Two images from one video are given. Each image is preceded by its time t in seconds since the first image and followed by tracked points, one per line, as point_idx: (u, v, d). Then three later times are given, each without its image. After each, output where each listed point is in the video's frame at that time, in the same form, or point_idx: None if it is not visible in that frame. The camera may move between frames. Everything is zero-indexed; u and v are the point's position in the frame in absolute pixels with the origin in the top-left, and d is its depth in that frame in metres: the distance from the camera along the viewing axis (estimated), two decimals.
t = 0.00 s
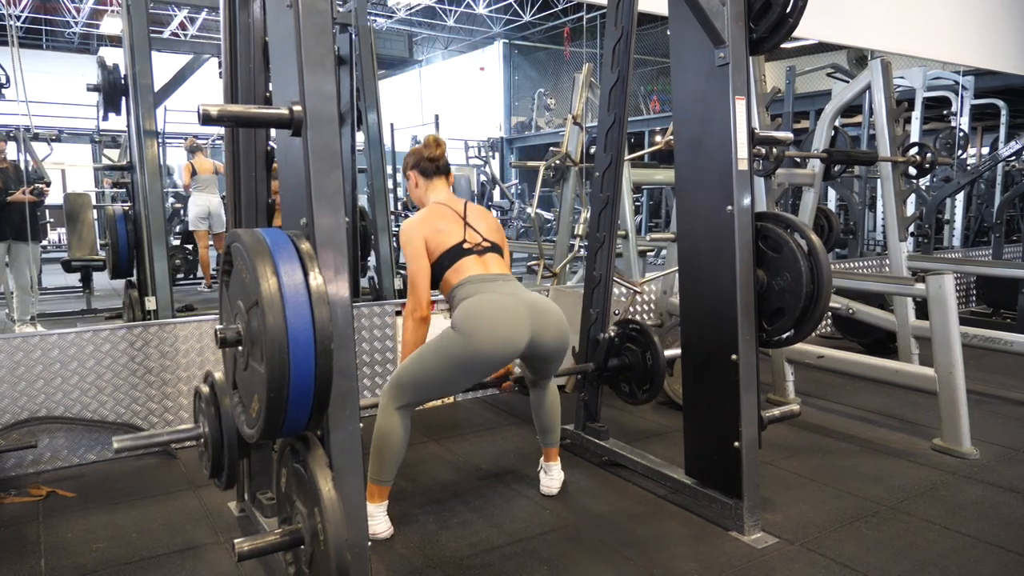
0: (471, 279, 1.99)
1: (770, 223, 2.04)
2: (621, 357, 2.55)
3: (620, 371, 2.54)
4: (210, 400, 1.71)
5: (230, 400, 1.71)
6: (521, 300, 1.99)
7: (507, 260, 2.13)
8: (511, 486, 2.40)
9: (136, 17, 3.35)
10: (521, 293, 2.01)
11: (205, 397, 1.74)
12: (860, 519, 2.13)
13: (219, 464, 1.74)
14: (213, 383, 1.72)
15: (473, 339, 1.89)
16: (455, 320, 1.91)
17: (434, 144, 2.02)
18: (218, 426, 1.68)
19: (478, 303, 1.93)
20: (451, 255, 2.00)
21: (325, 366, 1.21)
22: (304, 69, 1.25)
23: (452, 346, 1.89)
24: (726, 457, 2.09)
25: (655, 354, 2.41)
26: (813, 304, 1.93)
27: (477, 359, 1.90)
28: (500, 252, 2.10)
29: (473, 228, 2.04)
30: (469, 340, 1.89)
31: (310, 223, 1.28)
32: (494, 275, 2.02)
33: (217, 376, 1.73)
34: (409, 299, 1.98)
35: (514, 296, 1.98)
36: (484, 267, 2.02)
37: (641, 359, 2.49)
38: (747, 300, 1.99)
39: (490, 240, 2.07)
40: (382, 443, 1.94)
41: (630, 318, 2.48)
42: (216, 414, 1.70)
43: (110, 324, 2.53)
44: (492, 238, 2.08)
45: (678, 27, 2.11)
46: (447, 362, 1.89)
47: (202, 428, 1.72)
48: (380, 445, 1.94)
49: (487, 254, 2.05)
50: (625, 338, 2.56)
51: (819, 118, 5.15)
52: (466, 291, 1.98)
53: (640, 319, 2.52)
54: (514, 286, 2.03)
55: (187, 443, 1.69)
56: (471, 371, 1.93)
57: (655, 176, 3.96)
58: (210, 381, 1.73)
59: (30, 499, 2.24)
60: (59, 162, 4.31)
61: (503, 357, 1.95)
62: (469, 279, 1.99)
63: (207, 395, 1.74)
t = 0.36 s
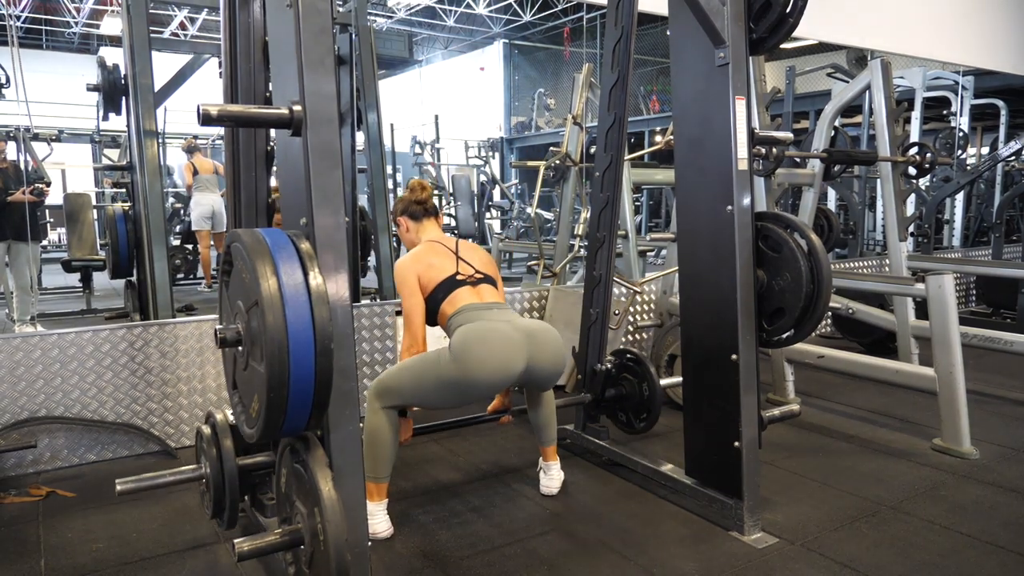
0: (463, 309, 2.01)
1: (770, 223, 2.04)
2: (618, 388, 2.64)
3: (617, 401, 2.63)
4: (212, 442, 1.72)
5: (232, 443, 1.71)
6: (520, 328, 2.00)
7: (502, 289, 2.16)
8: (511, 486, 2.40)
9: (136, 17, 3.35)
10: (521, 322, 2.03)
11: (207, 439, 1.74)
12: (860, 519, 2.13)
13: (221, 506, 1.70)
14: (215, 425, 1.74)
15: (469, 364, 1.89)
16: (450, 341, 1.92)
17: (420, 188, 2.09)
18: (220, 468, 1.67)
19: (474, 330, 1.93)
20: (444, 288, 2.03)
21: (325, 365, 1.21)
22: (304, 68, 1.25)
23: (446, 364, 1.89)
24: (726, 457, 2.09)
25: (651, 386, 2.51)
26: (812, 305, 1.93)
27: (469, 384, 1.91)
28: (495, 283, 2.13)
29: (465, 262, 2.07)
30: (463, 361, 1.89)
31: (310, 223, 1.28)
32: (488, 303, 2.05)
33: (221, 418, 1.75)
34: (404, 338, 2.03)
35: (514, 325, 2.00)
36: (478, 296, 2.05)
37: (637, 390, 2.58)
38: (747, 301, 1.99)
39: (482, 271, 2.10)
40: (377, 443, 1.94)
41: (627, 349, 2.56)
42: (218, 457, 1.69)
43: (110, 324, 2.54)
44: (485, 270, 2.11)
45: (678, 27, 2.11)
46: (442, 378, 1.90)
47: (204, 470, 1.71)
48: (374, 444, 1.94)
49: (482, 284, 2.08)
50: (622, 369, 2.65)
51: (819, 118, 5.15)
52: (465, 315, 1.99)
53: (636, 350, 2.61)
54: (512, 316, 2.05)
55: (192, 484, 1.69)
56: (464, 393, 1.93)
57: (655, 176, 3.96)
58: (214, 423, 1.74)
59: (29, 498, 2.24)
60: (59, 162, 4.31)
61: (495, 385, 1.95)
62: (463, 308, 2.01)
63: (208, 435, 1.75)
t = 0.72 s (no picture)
0: (465, 317, 2.00)
1: (771, 223, 2.04)
2: (618, 394, 2.67)
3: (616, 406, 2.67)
4: (211, 452, 1.76)
5: (232, 451, 1.76)
6: (521, 339, 2.00)
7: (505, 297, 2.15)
8: (511, 486, 2.40)
9: (136, 17, 3.35)
10: (523, 331, 2.03)
11: (207, 449, 1.78)
12: (860, 519, 2.13)
13: (222, 514, 1.75)
14: (215, 434, 1.78)
15: (468, 372, 1.89)
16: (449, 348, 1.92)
17: (421, 196, 2.10)
18: (221, 477, 1.72)
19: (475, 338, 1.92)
20: (447, 296, 2.03)
21: (325, 364, 1.21)
22: (304, 67, 1.25)
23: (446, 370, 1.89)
24: (726, 456, 2.09)
25: (652, 394, 2.56)
26: (812, 305, 1.93)
27: (468, 392, 1.91)
28: (497, 290, 2.12)
29: (467, 269, 2.07)
30: (463, 369, 1.88)
31: (309, 223, 1.28)
32: (490, 310, 2.04)
33: (220, 427, 1.80)
34: (404, 346, 2.03)
35: (515, 336, 2.00)
36: (480, 303, 2.04)
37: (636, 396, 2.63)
38: (747, 300, 1.98)
39: (485, 279, 2.10)
40: (375, 443, 1.94)
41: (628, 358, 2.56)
42: (218, 466, 1.74)
43: (110, 324, 2.54)
44: (488, 278, 2.11)
45: (677, 26, 2.11)
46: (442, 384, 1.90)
47: (205, 479, 1.76)
48: (372, 444, 1.94)
49: (484, 292, 2.07)
50: (621, 375, 2.68)
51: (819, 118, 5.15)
52: (472, 322, 1.98)
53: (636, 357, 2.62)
54: (514, 324, 2.04)
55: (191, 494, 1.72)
56: (463, 402, 1.94)
57: (655, 176, 3.96)
58: (213, 433, 1.79)
59: (29, 498, 2.24)
60: (59, 161, 4.31)
61: (494, 394, 1.95)
62: (465, 316, 2.00)
63: (208, 445, 1.79)
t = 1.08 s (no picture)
0: (467, 276, 1.99)
1: (769, 223, 2.05)
2: (619, 358, 2.58)
3: (618, 371, 2.57)
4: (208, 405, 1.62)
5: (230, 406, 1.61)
6: (518, 299, 1.99)
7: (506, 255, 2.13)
8: (510, 486, 2.40)
9: (133, 17, 3.35)
10: (519, 292, 2.01)
11: (204, 402, 1.64)
12: (859, 519, 2.13)
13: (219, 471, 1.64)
14: (212, 389, 1.63)
15: (467, 339, 1.89)
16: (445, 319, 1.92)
17: (427, 145, 2.04)
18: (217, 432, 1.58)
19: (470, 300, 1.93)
20: (448, 253, 2.02)
21: (323, 366, 1.21)
22: (301, 67, 1.24)
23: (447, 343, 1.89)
24: (724, 456, 2.09)
25: (654, 355, 2.45)
26: (810, 304, 1.93)
27: (470, 359, 1.91)
28: (498, 248, 2.10)
29: (470, 226, 2.05)
30: (462, 337, 1.89)
31: (307, 223, 1.28)
32: (491, 272, 2.03)
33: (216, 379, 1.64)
34: (404, 300, 2.03)
35: (513, 298, 1.98)
36: (482, 264, 2.03)
37: (639, 360, 2.52)
38: (746, 300, 1.98)
39: (487, 236, 2.08)
40: (377, 443, 1.94)
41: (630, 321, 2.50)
42: (214, 420, 1.61)
43: (108, 325, 2.53)
44: (490, 235, 2.08)
45: (675, 26, 2.11)
46: (445, 359, 1.90)
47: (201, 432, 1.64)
48: (375, 445, 1.94)
49: (486, 250, 2.06)
50: (624, 339, 2.59)
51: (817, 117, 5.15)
52: (465, 286, 1.98)
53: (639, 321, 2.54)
54: (513, 284, 2.03)
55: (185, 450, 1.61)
56: (467, 370, 1.93)
57: (653, 176, 3.96)
58: (210, 385, 1.64)
59: (27, 500, 2.24)
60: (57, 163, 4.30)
61: (496, 359, 1.96)
62: (467, 275, 1.99)
63: (206, 400, 1.65)
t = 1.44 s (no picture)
0: (467, 235, 1.98)
1: (768, 224, 2.05)
2: (625, 301, 2.50)
3: (622, 314, 2.50)
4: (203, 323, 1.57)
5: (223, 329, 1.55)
6: (506, 268, 2.02)
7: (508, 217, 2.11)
8: (509, 487, 2.40)
9: (132, 20, 3.35)
10: (510, 259, 2.04)
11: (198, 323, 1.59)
12: (859, 519, 2.13)
13: (214, 393, 1.61)
14: (206, 309, 1.57)
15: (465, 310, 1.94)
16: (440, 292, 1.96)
17: (458, 62, 1.96)
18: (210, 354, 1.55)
19: (462, 267, 1.96)
20: (459, 195, 1.97)
21: (322, 369, 1.21)
22: (299, 70, 1.24)
23: (447, 320, 1.93)
24: (724, 458, 2.09)
25: (660, 296, 2.37)
26: (810, 304, 1.93)
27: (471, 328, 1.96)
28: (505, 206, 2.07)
29: (486, 172, 2.00)
30: (461, 310, 1.94)
31: (306, 225, 1.28)
32: (493, 237, 2.01)
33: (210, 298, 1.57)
34: (413, 227, 1.94)
35: (501, 268, 2.01)
36: (485, 227, 2.01)
37: (645, 302, 2.45)
38: (746, 301, 1.98)
39: (500, 186, 2.04)
40: (385, 445, 1.95)
41: (635, 262, 2.43)
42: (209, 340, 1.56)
43: (107, 328, 2.53)
44: (502, 188, 2.05)
45: (673, 28, 2.11)
46: (449, 339, 1.94)
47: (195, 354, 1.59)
48: (385, 447, 1.96)
49: (492, 208, 2.03)
50: (629, 282, 2.51)
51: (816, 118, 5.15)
52: (454, 251, 1.99)
53: (645, 262, 2.46)
54: (509, 252, 2.04)
55: (179, 368, 1.56)
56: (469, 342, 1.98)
57: (652, 176, 3.96)
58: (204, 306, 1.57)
59: (25, 503, 2.23)
60: (56, 166, 4.30)
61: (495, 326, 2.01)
62: (467, 235, 1.98)
63: (201, 321, 1.59)
